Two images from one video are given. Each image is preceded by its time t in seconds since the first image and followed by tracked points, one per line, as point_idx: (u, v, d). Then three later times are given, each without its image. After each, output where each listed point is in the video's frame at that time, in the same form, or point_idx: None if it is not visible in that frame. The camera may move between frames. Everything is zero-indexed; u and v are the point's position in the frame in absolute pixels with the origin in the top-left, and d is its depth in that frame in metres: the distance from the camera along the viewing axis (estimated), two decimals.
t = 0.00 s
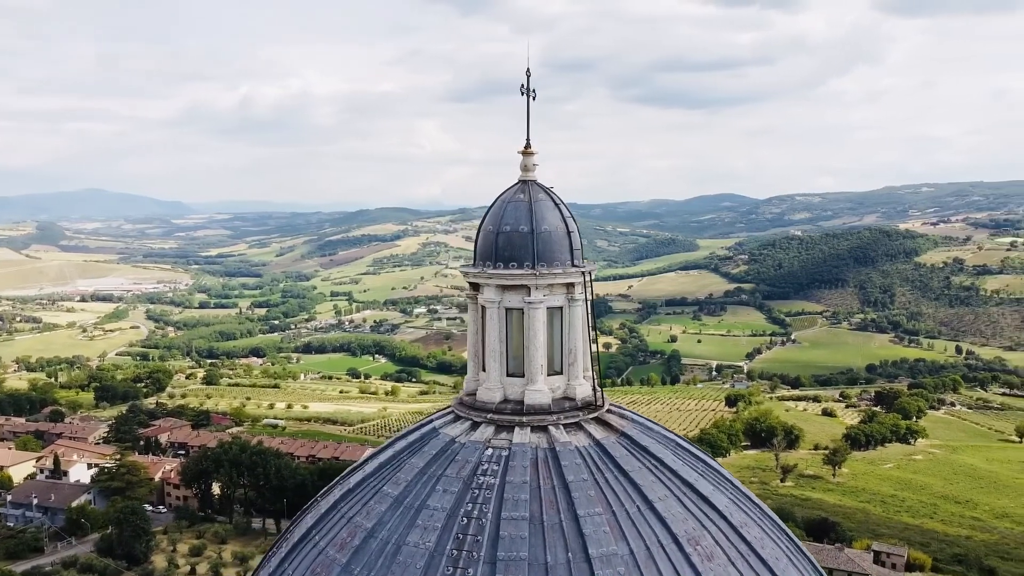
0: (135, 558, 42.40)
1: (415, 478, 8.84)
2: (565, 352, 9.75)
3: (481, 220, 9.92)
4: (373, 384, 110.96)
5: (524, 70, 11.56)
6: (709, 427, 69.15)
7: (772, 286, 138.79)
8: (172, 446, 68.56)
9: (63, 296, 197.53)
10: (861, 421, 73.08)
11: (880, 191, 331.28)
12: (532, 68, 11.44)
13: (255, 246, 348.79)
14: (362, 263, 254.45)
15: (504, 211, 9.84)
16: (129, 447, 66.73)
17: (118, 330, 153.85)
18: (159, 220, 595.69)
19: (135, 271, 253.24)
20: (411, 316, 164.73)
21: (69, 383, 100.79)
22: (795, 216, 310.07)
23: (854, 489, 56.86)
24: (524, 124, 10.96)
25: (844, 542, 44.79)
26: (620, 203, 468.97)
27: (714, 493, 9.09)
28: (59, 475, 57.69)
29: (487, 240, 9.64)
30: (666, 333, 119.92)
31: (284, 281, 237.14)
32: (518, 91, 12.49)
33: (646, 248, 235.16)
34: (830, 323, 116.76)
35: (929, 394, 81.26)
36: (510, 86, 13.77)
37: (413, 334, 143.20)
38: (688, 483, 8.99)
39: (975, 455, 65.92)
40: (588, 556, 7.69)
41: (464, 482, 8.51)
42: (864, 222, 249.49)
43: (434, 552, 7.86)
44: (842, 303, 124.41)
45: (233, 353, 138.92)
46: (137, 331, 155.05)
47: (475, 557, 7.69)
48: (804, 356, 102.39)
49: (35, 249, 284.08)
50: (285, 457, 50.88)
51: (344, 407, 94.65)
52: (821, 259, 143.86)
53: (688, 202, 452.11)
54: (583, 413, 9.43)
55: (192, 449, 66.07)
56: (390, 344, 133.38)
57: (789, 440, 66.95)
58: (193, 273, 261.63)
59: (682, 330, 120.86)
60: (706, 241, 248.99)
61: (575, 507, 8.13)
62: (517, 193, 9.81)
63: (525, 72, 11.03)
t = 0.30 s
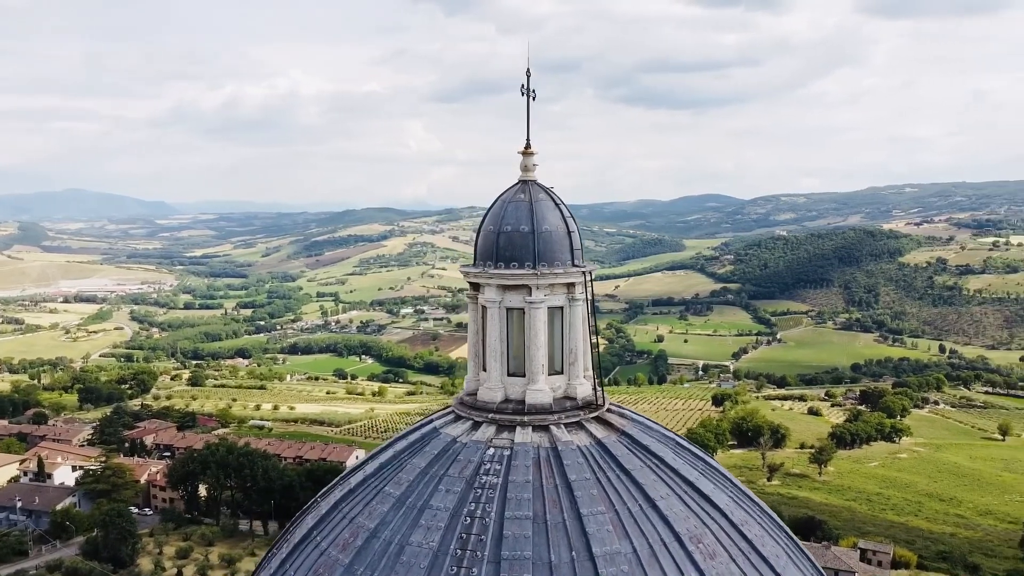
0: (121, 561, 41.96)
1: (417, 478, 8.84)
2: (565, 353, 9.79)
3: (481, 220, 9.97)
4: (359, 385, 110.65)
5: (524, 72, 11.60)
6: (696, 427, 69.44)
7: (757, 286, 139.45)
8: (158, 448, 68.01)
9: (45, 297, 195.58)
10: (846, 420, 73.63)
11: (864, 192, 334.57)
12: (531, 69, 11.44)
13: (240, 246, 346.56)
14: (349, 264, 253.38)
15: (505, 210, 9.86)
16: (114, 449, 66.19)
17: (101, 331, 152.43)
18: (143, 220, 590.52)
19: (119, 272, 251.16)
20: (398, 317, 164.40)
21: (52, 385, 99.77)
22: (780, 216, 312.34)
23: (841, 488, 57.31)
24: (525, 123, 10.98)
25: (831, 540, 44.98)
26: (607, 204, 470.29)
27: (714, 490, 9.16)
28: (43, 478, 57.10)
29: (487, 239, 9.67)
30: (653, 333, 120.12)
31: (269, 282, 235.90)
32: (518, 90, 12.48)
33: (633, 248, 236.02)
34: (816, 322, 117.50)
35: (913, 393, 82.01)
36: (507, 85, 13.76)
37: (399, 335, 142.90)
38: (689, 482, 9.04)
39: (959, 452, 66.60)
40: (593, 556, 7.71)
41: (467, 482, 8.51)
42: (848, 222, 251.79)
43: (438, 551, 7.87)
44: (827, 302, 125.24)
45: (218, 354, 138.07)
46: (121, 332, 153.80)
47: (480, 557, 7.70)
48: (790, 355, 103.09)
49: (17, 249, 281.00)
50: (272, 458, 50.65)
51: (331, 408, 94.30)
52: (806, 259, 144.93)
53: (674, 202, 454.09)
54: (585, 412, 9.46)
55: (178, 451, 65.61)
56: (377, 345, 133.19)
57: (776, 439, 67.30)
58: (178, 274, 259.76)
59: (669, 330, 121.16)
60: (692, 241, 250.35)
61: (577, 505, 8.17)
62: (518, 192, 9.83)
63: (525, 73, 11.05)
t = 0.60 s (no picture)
0: (107, 564, 41.59)
1: (419, 479, 8.83)
2: (566, 352, 9.81)
3: (481, 220, 9.96)
4: (346, 386, 110.35)
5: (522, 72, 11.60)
6: (683, 426, 69.67)
7: (743, 286, 140.04)
8: (143, 450, 67.46)
9: (28, 298, 193.77)
10: (832, 419, 74.11)
11: (848, 193, 337.56)
12: (529, 68, 11.45)
13: (226, 247, 344.47)
14: (336, 264, 252.45)
15: (505, 211, 9.87)
16: (99, 451, 65.71)
17: (85, 333, 151.17)
18: (127, 221, 586.18)
19: (103, 273, 249.12)
20: (384, 318, 164.04)
21: (35, 387, 98.87)
22: (766, 216, 314.42)
23: (826, 486, 57.73)
24: (524, 124, 10.99)
25: (818, 539, 45.19)
26: (594, 204, 471.55)
27: (714, 489, 9.23)
28: (27, 481, 56.57)
29: (488, 240, 9.68)
30: (639, 333, 120.31)
31: (255, 283, 234.79)
32: (516, 90, 12.47)
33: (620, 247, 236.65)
34: (801, 322, 118.14)
35: (898, 392, 82.63)
36: (504, 85, 13.74)
37: (386, 336, 142.57)
38: (689, 480, 9.11)
39: (943, 451, 67.22)
40: (596, 554, 7.74)
41: (469, 482, 8.51)
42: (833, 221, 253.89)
43: (442, 551, 7.88)
44: (812, 302, 126.08)
45: (204, 355, 137.26)
46: (104, 333, 152.64)
47: (483, 557, 7.71)
48: (776, 355, 103.73)
49: None
50: (260, 460, 50.30)
51: (318, 409, 93.97)
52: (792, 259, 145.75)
53: (661, 203, 455.94)
54: (585, 412, 9.49)
55: (164, 453, 65.09)
56: (364, 345, 132.95)
57: (762, 438, 67.69)
58: (163, 275, 257.89)
59: (656, 330, 121.39)
60: (679, 241, 251.44)
61: (580, 505, 8.19)
62: (518, 193, 9.85)
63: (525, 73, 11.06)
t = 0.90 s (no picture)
0: (92, 567, 41.23)
1: (421, 479, 8.83)
2: (567, 353, 9.82)
3: (482, 222, 9.96)
4: (333, 386, 109.97)
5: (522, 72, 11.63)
6: (670, 426, 69.87)
7: (729, 286, 140.55)
8: (128, 452, 66.93)
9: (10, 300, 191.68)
10: (818, 418, 74.67)
11: (833, 193, 340.37)
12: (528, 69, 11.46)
13: (211, 247, 342.00)
14: (322, 265, 251.37)
15: (505, 212, 9.89)
16: (84, 453, 65.19)
17: (68, 334, 149.84)
18: (111, 220, 581.17)
19: (86, 273, 246.93)
20: (371, 318, 163.66)
21: (18, 388, 97.88)
22: (752, 216, 316.44)
23: (812, 485, 58.08)
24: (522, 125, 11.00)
25: (805, 537, 45.38)
26: (581, 204, 472.51)
27: (714, 488, 9.29)
28: (11, 484, 56.03)
29: (488, 241, 9.67)
30: (626, 333, 120.45)
31: (240, 283, 233.52)
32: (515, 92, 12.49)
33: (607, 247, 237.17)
34: (786, 322, 118.68)
35: (883, 390, 83.31)
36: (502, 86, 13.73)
37: (373, 336, 142.20)
38: (690, 480, 9.16)
39: (928, 449, 67.83)
40: (600, 554, 7.77)
41: (472, 482, 8.52)
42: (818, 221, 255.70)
43: (446, 552, 7.87)
44: (798, 302, 126.84)
45: (189, 356, 136.41)
46: (88, 334, 151.40)
47: (487, 557, 7.73)
48: (763, 353, 104.37)
49: None
50: (247, 461, 50.06)
51: (305, 410, 93.60)
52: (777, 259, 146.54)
53: (648, 202, 457.52)
54: (586, 412, 9.52)
55: (149, 455, 64.65)
56: (351, 346, 132.62)
57: (749, 437, 68.09)
58: (147, 275, 255.88)
59: (643, 330, 121.56)
60: (665, 241, 252.42)
61: (583, 505, 8.22)
62: (518, 194, 9.86)
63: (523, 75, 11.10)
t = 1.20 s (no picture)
0: (78, 571, 40.78)
1: (424, 480, 8.82)
2: (568, 353, 9.84)
3: (483, 222, 9.94)
4: (320, 387, 109.70)
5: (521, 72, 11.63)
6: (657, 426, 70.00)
7: (716, 286, 141.12)
8: (113, 454, 66.35)
9: None
10: (804, 417, 75.23)
11: (818, 193, 343.31)
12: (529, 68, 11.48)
13: (196, 247, 339.61)
14: (309, 265, 250.38)
15: (505, 213, 9.90)
16: (68, 456, 64.61)
17: (51, 335, 148.51)
18: (93, 221, 575.70)
19: (69, 275, 244.73)
20: (358, 319, 163.24)
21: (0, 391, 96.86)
22: (738, 216, 318.44)
23: (799, 483, 58.38)
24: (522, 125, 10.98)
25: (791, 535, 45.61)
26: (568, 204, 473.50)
27: (715, 488, 9.34)
28: None
29: (489, 241, 9.69)
30: (614, 333, 120.51)
31: (225, 284, 232.16)
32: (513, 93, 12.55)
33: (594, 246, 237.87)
34: (772, 322, 119.36)
35: (867, 389, 84.08)
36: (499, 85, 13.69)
37: (359, 337, 141.85)
38: (691, 479, 9.22)
39: (912, 447, 68.45)
40: (604, 554, 7.79)
41: (475, 483, 8.52)
42: (803, 221, 257.98)
43: (450, 552, 7.88)
44: (784, 302, 127.59)
45: (173, 357, 135.55)
46: (72, 336, 150.19)
47: (491, 558, 7.72)
48: (748, 353, 105.06)
49: None
50: (234, 463, 49.80)
51: (292, 411, 93.14)
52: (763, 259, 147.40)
53: (634, 202, 459.15)
54: (586, 412, 9.55)
55: (135, 457, 64.12)
56: (337, 347, 132.29)
57: (736, 437, 68.44)
58: (131, 276, 253.99)
59: (630, 330, 121.86)
60: (652, 241, 253.50)
61: (587, 505, 8.22)
62: (519, 195, 9.89)
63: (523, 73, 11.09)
